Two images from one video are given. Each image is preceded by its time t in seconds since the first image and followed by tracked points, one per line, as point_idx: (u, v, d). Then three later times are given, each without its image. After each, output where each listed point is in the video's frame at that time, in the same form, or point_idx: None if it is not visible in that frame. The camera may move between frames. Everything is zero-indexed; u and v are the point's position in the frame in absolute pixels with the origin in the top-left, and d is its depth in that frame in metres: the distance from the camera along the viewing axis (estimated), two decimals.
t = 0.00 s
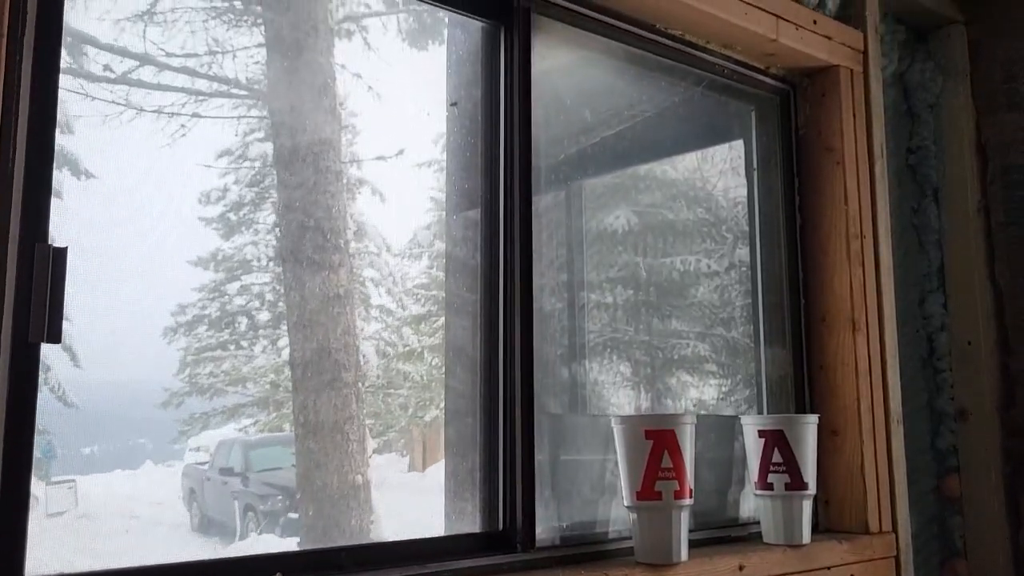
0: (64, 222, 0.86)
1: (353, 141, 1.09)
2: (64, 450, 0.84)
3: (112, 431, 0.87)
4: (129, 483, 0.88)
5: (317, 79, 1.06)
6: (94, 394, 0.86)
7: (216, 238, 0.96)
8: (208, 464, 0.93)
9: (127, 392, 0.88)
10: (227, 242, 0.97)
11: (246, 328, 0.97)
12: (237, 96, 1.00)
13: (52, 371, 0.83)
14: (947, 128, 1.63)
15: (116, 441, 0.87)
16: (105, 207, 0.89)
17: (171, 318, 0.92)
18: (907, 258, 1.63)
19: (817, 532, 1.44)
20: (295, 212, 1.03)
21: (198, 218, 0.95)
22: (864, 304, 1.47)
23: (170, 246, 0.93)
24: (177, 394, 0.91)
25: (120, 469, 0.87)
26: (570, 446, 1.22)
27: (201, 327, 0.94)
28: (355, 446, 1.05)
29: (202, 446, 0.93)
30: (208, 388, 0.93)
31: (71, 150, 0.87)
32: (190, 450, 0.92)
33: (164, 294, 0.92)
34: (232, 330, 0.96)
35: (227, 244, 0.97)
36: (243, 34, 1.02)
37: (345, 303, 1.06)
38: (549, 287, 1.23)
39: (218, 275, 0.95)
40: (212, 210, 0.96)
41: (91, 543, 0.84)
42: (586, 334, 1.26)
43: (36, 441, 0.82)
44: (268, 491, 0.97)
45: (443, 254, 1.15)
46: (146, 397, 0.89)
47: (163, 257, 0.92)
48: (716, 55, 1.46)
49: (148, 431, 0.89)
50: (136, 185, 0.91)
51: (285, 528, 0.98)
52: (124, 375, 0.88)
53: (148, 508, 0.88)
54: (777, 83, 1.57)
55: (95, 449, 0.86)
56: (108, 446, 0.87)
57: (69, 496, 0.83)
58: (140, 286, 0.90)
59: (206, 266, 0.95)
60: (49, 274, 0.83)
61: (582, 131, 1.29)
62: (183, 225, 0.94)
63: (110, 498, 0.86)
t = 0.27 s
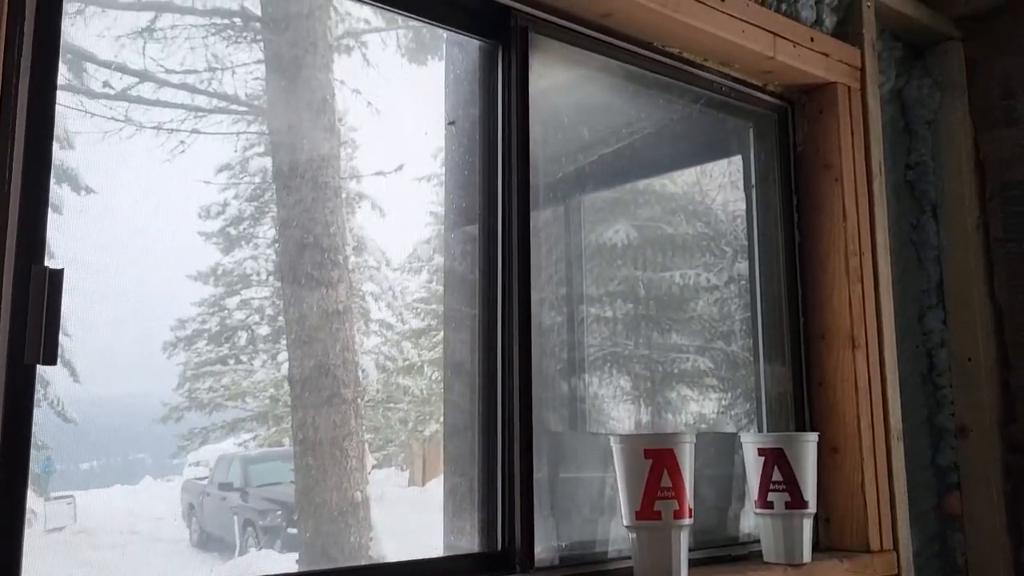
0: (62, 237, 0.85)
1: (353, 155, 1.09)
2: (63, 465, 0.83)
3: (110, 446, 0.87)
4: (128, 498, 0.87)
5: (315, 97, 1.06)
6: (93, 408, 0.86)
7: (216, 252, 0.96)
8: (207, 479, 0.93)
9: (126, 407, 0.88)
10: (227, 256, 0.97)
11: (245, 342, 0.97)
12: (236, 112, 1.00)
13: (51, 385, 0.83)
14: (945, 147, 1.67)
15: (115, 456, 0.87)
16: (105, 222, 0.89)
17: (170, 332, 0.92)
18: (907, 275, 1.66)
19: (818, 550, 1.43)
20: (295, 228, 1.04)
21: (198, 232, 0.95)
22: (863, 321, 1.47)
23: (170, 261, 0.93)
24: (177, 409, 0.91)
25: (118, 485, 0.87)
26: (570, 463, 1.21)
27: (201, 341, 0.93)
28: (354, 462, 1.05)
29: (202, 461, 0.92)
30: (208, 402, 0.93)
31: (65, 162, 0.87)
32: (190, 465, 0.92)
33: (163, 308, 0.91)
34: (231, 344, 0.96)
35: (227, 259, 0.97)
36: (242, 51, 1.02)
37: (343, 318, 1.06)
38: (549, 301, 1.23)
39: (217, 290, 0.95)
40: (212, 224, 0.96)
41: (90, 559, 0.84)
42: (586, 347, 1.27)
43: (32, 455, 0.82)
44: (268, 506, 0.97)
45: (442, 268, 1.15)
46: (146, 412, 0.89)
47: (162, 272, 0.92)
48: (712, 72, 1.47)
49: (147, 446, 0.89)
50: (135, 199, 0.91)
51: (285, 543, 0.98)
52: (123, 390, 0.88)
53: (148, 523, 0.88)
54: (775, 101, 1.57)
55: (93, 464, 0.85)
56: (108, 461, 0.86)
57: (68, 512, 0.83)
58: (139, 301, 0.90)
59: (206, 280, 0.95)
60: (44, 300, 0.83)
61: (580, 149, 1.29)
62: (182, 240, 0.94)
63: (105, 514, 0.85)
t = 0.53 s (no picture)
0: (62, 252, 0.85)
1: (353, 169, 1.09)
2: (62, 480, 0.83)
3: (109, 460, 0.86)
4: (128, 511, 0.87)
5: (311, 116, 1.06)
6: (92, 422, 0.85)
7: (216, 266, 0.96)
8: (207, 493, 0.92)
9: (125, 421, 0.87)
10: (226, 270, 0.97)
11: (245, 356, 0.97)
12: (236, 127, 1.00)
13: (50, 398, 0.83)
14: (944, 162, 1.69)
15: (114, 470, 0.86)
16: (105, 237, 0.89)
17: (170, 345, 0.91)
18: (908, 290, 1.66)
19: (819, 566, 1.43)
20: (294, 243, 1.03)
21: (198, 246, 0.95)
22: (863, 336, 1.47)
23: (170, 275, 0.93)
24: (176, 423, 0.91)
25: (118, 500, 0.86)
26: (569, 479, 1.21)
27: (200, 354, 0.93)
28: (353, 477, 1.05)
29: (202, 475, 0.92)
30: (207, 416, 0.93)
31: (64, 175, 0.87)
32: (190, 478, 0.91)
33: (162, 323, 0.91)
34: (231, 358, 0.95)
35: (226, 272, 0.96)
36: (242, 66, 1.02)
37: (343, 334, 1.06)
38: (549, 314, 1.23)
39: (217, 303, 0.95)
40: (212, 238, 0.96)
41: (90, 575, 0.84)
42: (586, 361, 1.27)
43: (29, 469, 0.81)
44: (268, 520, 0.97)
45: (442, 281, 1.16)
46: (145, 427, 0.89)
47: (162, 286, 0.92)
48: (710, 88, 1.47)
49: (146, 460, 0.89)
50: (135, 214, 0.91)
51: (284, 558, 0.98)
52: (122, 404, 0.87)
53: (148, 538, 0.88)
54: (773, 117, 1.58)
55: (92, 478, 0.85)
56: (107, 475, 0.86)
57: (67, 527, 0.83)
58: (139, 316, 0.90)
59: (205, 294, 0.95)
60: (42, 319, 0.82)
61: (579, 167, 1.30)
62: (182, 254, 0.94)
63: (104, 530, 0.85)
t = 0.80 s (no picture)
0: (64, 265, 0.85)
1: (354, 179, 1.09)
2: (63, 492, 0.83)
3: (111, 471, 0.86)
4: (129, 523, 0.87)
5: (312, 130, 1.06)
6: (94, 433, 0.85)
7: (218, 277, 0.96)
8: (208, 505, 0.92)
9: (126, 432, 0.87)
10: (228, 281, 0.97)
11: (247, 366, 0.97)
12: (238, 139, 1.00)
13: (51, 408, 0.83)
14: (944, 173, 1.70)
15: (116, 482, 0.86)
16: (107, 248, 0.89)
17: (171, 356, 0.91)
18: (911, 302, 1.66)
19: None
20: (296, 255, 1.04)
21: (199, 257, 0.95)
22: (865, 348, 1.47)
23: (172, 286, 0.92)
24: (177, 435, 0.91)
25: (118, 511, 0.86)
26: (571, 491, 1.21)
27: (202, 365, 0.93)
28: (355, 489, 1.05)
29: (202, 486, 0.92)
30: (208, 427, 0.93)
31: (65, 187, 0.86)
32: (191, 490, 0.91)
33: (164, 334, 0.91)
34: (232, 369, 0.95)
35: (228, 283, 0.96)
36: (244, 78, 1.02)
37: (344, 346, 1.06)
38: (550, 324, 1.23)
39: (219, 314, 0.95)
40: (214, 249, 0.96)
41: None
42: (587, 371, 1.27)
43: (30, 482, 0.81)
44: (270, 532, 0.97)
45: (443, 292, 1.16)
46: (146, 438, 0.89)
47: (163, 298, 0.92)
48: (711, 100, 1.47)
49: (147, 471, 0.89)
50: (137, 225, 0.91)
51: (285, 569, 0.98)
52: (123, 414, 0.87)
53: (149, 550, 0.88)
54: (774, 129, 1.58)
55: (93, 490, 0.85)
56: (108, 487, 0.86)
57: (67, 539, 0.83)
58: (141, 327, 0.90)
59: (207, 305, 0.95)
60: (42, 335, 0.82)
61: (580, 180, 1.30)
62: (183, 265, 0.94)
63: (105, 542, 0.85)
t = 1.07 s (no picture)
0: (65, 274, 0.85)
1: (354, 188, 1.09)
2: (63, 501, 0.82)
3: (111, 480, 0.86)
4: (128, 533, 0.86)
5: (312, 140, 1.06)
6: (94, 443, 0.85)
7: (218, 285, 0.96)
8: (207, 515, 0.92)
9: (127, 442, 0.87)
10: (228, 289, 0.97)
11: (247, 375, 0.97)
12: (238, 149, 1.00)
13: (53, 419, 0.82)
14: (944, 181, 1.70)
15: (116, 491, 0.86)
16: (108, 256, 0.89)
17: (172, 365, 0.91)
18: (913, 310, 1.66)
19: None
20: (297, 264, 1.03)
21: (200, 266, 0.95)
22: (867, 357, 1.47)
23: (172, 296, 0.92)
24: (177, 444, 0.91)
25: (117, 520, 0.86)
26: (572, 502, 1.20)
27: (203, 374, 0.93)
28: (356, 499, 1.05)
29: (202, 495, 0.92)
30: (208, 436, 0.93)
31: (64, 195, 0.86)
32: (191, 500, 0.91)
33: (164, 343, 0.91)
34: (232, 378, 0.95)
35: (228, 291, 0.96)
36: (245, 88, 1.02)
37: (344, 356, 1.06)
38: (551, 331, 1.23)
39: (219, 323, 0.95)
40: (214, 257, 0.96)
41: None
42: (588, 379, 1.26)
43: (29, 491, 0.80)
44: (270, 542, 0.97)
45: (444, 300, 1.16)
46: (147, 447, 0.89)
47: (164, 307, 0.92)
48: (711, 109, 1.47)
49: (147, 481, 0.88)
50: (137, 233, 0.91)
51: None
52: (123, 422, 0.87)
53: (149, 560, 0.88)
54: (774, 139, 1.58)
55: (93, 500, 0.84)
56: (108, 497, 0.85)
57: (67, 549, 0.82)
58: (141, 336, 0.90)
59: (207, 313, 0.95)
60: (41, 347, 0.81)
61: (580, 191, 1.30)
62: (184, 273, 0.94)
63: (105, 552, 0.85)
